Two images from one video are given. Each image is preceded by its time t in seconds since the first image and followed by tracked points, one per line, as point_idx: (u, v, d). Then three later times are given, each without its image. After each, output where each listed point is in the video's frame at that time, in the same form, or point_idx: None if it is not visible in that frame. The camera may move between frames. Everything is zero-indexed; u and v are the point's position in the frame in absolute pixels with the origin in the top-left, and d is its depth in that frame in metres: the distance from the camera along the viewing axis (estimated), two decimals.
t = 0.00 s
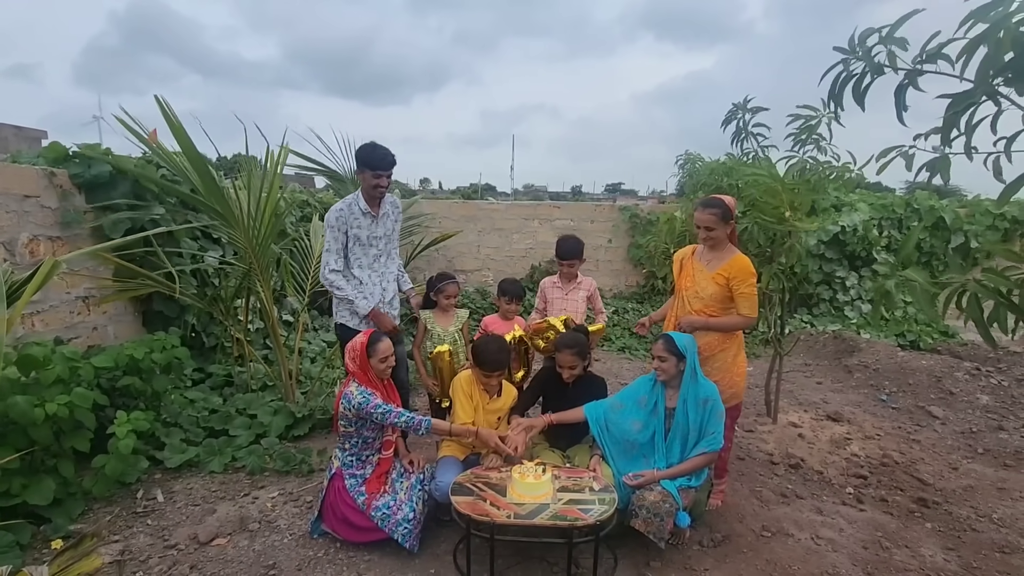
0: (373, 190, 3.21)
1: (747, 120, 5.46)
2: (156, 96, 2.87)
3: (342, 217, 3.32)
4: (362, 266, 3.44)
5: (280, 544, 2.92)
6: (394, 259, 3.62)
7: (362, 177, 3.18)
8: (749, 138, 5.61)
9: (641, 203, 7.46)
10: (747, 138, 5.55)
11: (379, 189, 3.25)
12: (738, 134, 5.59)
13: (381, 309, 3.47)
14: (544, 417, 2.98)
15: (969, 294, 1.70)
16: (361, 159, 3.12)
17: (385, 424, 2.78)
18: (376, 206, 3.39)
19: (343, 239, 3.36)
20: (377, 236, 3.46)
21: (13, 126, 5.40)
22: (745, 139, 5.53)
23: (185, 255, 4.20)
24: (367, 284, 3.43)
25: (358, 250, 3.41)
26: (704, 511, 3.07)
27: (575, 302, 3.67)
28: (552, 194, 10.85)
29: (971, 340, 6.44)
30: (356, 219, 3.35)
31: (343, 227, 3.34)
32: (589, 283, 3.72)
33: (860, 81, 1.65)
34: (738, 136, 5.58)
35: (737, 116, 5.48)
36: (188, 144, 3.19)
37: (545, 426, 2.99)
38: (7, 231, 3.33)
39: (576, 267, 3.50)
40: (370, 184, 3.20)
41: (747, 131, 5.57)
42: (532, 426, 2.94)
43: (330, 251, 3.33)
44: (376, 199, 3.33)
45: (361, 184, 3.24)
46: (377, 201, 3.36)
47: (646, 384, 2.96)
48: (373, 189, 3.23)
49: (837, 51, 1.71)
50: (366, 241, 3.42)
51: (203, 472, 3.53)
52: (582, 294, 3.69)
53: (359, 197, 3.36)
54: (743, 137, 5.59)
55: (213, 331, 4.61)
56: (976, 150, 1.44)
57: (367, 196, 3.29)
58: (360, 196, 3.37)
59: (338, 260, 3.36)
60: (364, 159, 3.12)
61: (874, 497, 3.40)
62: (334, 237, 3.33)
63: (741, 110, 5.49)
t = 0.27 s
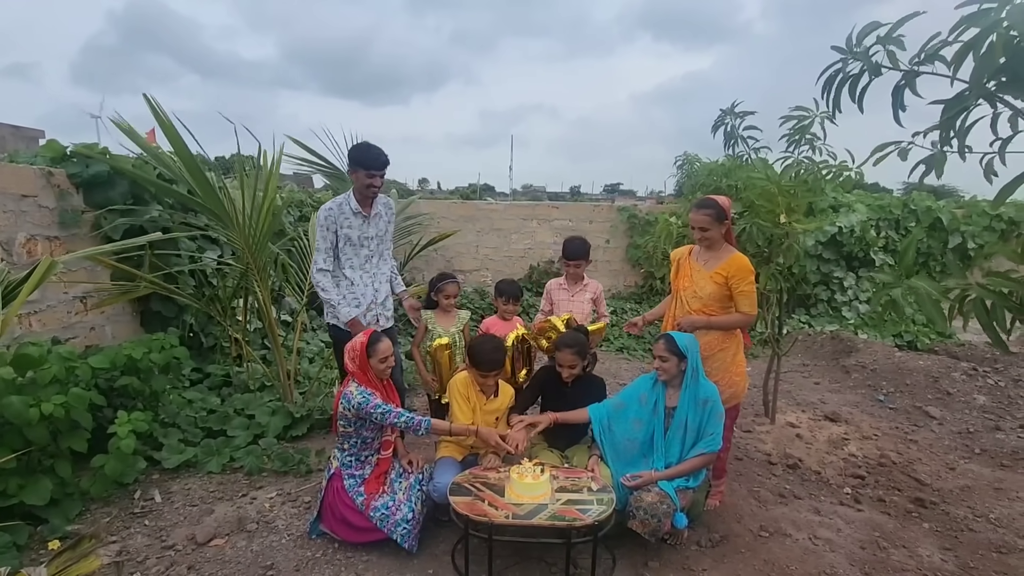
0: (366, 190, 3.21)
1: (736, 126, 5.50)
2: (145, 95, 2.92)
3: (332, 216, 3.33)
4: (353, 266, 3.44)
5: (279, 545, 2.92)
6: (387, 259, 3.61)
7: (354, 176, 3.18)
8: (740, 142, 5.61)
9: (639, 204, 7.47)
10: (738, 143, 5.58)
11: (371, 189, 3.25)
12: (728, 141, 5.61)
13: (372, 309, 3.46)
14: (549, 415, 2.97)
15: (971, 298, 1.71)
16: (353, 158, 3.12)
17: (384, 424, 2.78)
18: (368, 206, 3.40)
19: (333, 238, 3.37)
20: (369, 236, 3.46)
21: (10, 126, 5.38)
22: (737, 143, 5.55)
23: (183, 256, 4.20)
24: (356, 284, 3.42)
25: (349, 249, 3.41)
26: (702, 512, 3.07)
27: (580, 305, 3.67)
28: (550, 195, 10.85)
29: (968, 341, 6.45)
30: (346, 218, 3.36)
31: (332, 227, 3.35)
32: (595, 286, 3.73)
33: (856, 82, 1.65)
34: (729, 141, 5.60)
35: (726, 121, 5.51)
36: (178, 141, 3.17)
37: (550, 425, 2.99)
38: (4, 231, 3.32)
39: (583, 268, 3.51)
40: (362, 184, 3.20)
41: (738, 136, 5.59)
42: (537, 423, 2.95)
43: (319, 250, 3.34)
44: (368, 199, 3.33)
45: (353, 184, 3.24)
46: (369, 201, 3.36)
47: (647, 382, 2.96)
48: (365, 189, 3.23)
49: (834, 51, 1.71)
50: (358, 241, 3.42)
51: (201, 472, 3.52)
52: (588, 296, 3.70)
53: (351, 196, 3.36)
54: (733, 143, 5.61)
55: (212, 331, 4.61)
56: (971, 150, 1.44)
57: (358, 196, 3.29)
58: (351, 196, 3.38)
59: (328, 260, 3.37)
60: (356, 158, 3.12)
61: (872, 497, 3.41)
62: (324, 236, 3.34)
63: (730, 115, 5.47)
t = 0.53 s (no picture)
0: (362, 192, 3.21)
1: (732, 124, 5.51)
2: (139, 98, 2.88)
3: (328, 217, 3.33)
4: (349, 267, 3.44)
5: (277, 545, 2.92)
6: (384, 260, 3.61)
7: (351, 178, 3.18)
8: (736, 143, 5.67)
9: (638, 204, 7.48)
10: (734, 144, 5.60)
11: (367, 191, 3.25)
12: (726, 141, 5.63)
13: (368, 311, 3.46)
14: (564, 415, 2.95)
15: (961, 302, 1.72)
16: (350, 160, 3.12)
17: (384, 425, 2.78)
18: (364, 207, 3.40)
19: (328, 239, 3.37)
20: (364, 237, 3.46)
21: (8, 125, 5.38)
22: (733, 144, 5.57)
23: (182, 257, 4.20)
24: (353, 285, 3.42)
25: (345, 251, 3.41)
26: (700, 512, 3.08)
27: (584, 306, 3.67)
28: (549, 195, 10.85)
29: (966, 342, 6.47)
30: (341, 219, 3.35)
31: (328, 228, 3.35)
32: (599, 288, 3.72)
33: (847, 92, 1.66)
34: (727, 142, 5.61)
35: (724, 122, 5.52)
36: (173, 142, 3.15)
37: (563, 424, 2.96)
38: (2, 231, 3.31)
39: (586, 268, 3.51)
40: (358, 185, 3.20)
41: (734, 137, 5.62)
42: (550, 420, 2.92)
43: (315, 251, 3.35)
44: (364, 201, 3.33)
45: (349, 185, 3.24)
46: (366, 202, 3.36)
47: (648, 382, 2.96)
48: (361, 191, 3.23)
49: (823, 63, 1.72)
50: (353, 242, 3.42)
51: (199, 472, 3.52)
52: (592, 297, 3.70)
53: (347, 198, 3.36)
54: (730, 143, 5.63)
55: (210, 331, 4.61)
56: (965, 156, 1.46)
57: (354, 197, 3.29)
58: (347, 197, 3.38)
59: (323, 261, 3.37)
60: (352, 159, 3.12)
61: (870, 497, 3.42)
62: (319, 237, 3.34)
63: (727, 116, 5.52)
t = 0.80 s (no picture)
0: (361, 192, 3.21)
1: (735, 125, 5.50)
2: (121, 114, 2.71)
3: (327, 217, 3.33)
4: (349, 268, 3.44)
5: (276, 545, 2.92)
6: (383, 260, 3.61)
7: (351, 178, 3.18)
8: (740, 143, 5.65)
9: (637, 205, 7.48)
10: (737, 144, 5.60)
11: (367, 191, 3.25)
12: (728, 141, 5.62)
13: (368, 311, 3.46)
14: (572, 415, 2.96)
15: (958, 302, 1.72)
16: (350, 160, 3.13)
17: (383, 426, 2.78)
18: (363, 207, 3.40)
19: (328, 240, 3.37)
20: (364, 237, 3.46)
21: (7, 125, 5.38)
22: (735, 143, 5.56)
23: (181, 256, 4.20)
24: (353, 285, 3.43)
25: (345, 251, 3.41)
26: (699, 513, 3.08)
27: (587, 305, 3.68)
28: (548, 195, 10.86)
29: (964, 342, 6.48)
30: (340, 219, 3.35)
31: (327, 228, 3.35)
32: (602, 289, 3.73)
33: (843, 97, 1.66)
34: (729, 141, 5.61)
35: (726, 121, 5.49)
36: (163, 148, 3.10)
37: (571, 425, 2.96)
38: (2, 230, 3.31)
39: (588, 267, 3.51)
40: (358, 186, 3.20)
41: (737, 136, 5.60)
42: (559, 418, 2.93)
43: (314, 252, 3.35)
44: (363, 201, 3.33)
45: (348, 185, 3.25)
46: (365, 202, 3.37)
47: (647, 383, 2.98)
48: (360, 191, 3.23)
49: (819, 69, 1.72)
50: (353, 242, 3.42)
51: (198, 472, 3.52)
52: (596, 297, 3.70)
53: (346, 198, 3.36)
54: (733, 143, 5.63)
55: (210, 331, 4.61)
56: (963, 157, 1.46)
57: (353, 197, 3.29)
58: (346, 197, 3.38)
59: (323, 262, 3.38)
60: (351, 160, 3.12)
61: (868, 498, 3.42)
62: (318, 237, 3.34)
63: (730, 116, 5.49)
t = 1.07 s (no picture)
0: (362, 192, 3.21)
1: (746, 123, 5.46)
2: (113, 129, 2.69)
3: (328, 217, 3.33)
4: (351, 268, 3.44)
5: (276, 545, 2.92)
6: (384, 260, 3.61)
7: (352, 179, 3.18)
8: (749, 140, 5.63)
9: (638, 205, 7.48)
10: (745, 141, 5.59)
11: (368, 191, 3.25)
12: (737, 137, 5.61)
13: (370, 311, 3.46)
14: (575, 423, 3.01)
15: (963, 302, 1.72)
16: (351, 160, 3.13)
17: (382, 426, 2.79)
18: (364, 207, 3.40)
19: (329, 240, 3.37)
20: (365, 237, 3.46)
21: (8, 124, 5.38)
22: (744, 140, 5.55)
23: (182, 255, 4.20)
24: (355, 285, 3.43)
25: (347, 251, 3.42)
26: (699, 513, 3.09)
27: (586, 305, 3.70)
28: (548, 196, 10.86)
29: (964, 343, 6.47)
30: (342, 219, 3.36)
31: (328, 228, 3.35)
32: (603, 290, 3.74)
33: (850, 91, 1.66)
34: (738, 138, 5.60)
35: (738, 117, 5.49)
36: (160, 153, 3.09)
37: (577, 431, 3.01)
38: (2, 230, 3.31)
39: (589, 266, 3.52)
40: (359, 186, 3.21)
41: (746, 134, 5.59)
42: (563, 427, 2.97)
43: (316, 252, 3.35)
44: (364, 201, 3.33)
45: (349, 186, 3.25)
46: (366, 202, 3.37)
47: (646, 385, 2.99)
48: (361, 191, 3.24)
49: (827, 61, 1.72)
50: (354, 242, 3.42)
51: (198, 472, 3.52)
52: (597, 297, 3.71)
53: (347, 198, 3.37)
54: (739, 140, 5.62)
55: (210, 331, 4.61)
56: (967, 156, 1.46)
57: (354, 197, 3.30)
58: (347, 197, 3.38)
59: (325, 262, 3.38)
60: (353, 160, 3.12)
61: (868, 498, 3.43)
62: (320, 237, 3.34)
63: (742, 111, 5.51)
